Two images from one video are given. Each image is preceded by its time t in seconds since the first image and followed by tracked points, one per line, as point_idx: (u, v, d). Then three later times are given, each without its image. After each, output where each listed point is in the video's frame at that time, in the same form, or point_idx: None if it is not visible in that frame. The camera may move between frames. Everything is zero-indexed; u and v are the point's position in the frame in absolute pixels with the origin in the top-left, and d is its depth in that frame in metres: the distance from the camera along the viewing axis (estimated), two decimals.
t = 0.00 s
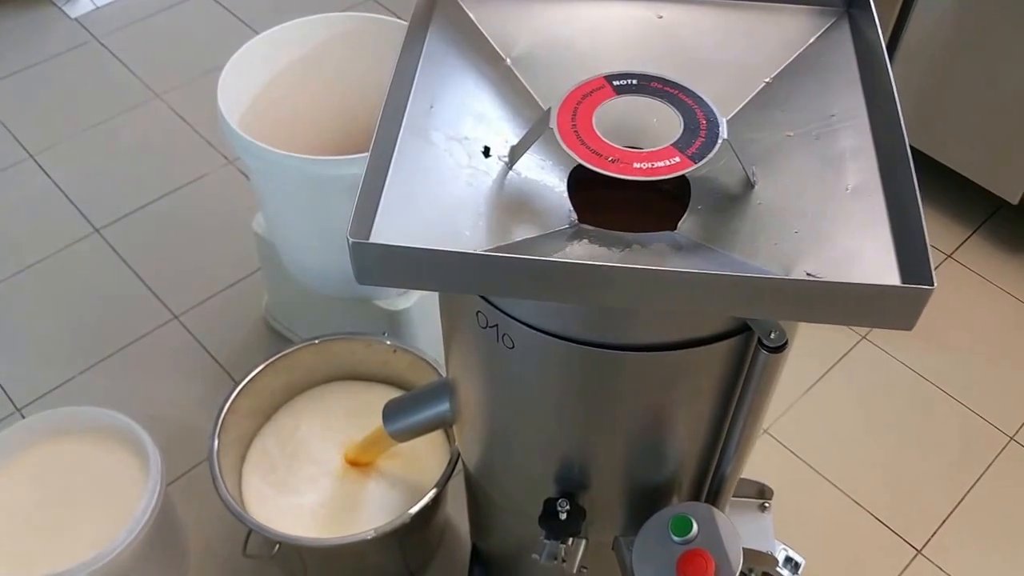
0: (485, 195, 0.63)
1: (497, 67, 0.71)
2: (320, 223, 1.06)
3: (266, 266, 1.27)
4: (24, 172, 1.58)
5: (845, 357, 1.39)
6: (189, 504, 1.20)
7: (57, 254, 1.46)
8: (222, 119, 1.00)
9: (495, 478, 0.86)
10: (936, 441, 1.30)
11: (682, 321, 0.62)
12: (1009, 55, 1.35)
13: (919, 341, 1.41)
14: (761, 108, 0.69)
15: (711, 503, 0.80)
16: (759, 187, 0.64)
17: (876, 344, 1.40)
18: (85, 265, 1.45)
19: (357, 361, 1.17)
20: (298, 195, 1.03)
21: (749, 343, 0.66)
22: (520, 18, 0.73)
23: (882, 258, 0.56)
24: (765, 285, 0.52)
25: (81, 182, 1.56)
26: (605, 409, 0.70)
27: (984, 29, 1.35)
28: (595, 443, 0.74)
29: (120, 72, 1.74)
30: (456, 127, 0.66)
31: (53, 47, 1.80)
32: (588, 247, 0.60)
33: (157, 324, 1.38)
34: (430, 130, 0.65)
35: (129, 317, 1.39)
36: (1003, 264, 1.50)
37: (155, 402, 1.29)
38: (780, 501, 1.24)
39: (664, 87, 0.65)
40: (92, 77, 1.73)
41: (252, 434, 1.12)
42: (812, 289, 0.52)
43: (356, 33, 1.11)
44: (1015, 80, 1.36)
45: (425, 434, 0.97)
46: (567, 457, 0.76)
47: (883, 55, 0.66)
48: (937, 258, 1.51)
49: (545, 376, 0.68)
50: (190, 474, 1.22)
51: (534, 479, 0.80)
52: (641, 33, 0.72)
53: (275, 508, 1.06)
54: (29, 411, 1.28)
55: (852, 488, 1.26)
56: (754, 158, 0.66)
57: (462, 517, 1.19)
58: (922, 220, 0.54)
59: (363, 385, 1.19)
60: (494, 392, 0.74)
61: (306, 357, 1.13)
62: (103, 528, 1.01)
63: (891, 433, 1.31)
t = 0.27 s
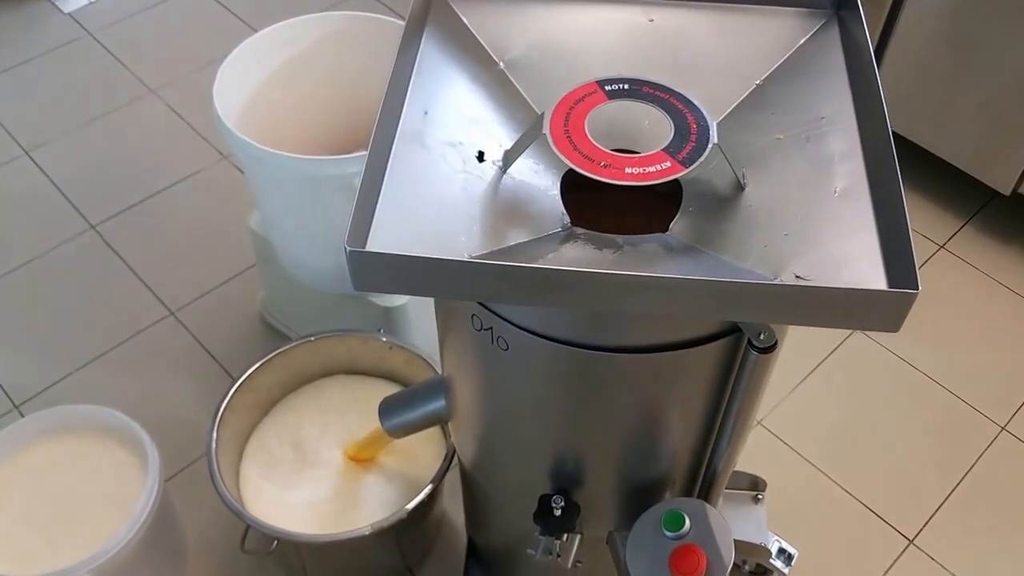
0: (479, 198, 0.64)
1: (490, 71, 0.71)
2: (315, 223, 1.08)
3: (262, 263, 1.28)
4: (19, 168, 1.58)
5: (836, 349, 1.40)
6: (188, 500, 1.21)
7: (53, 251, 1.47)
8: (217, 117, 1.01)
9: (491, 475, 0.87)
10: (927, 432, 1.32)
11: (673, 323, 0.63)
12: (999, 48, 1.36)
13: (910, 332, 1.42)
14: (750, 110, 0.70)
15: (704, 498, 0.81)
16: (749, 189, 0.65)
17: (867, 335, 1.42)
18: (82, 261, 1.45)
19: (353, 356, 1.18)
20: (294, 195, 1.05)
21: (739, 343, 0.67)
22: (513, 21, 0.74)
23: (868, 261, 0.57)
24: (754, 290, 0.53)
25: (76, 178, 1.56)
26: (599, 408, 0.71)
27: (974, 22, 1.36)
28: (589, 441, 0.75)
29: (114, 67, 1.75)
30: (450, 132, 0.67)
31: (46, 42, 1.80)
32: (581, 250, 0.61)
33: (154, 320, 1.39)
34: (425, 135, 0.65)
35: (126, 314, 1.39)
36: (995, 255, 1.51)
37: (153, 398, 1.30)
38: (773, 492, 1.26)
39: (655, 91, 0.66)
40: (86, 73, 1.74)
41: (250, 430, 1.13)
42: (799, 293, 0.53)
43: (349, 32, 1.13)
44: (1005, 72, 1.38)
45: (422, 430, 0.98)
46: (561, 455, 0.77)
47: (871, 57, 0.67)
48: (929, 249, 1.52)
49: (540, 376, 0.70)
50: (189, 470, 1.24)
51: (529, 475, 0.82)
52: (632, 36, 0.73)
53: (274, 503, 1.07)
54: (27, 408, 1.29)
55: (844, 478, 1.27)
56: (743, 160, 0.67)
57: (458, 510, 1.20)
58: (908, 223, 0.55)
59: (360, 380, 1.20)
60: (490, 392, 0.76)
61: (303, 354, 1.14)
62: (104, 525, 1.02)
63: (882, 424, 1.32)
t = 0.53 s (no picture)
0: (475, 202, 0.65)
1: (484, 76, 0.72)
2: (311, 222, 1.09)
3: (259, 262, 1.29)
4: (15, 167, 1.58)
5: (828, 344, 1.41)
6: (186, 498, 1.22)
7: (49, 250, 1.47)
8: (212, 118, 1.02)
9: (486, 473, 0.88)
10: (918, 428, 1.33)
11: (665, 325, 0.64)
12: (989, 47, 1.37)
13: (901, 328, 1.43)
14: (741, 114, 0.71)
15: (696, 496, 0.82)
16: (739, 193, 0.66)
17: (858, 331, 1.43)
18: (77, 260, 1.46)
19: (349, 355, 1.19)
20: (290, 197, 1.06)
21: (730, 345, 0.68)
22: (507, 25, 0.75)
23: (857, 263, 0.58)
24: (745, 294, 0.54)
25: (71, 177, 1.57)
26: (594, 408, 0.72)
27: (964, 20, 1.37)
28: (584, 441, 0.76)
29: (107, 66, 1.75)
30: (444, 136, 0.68)
31: (39, 41, 1.80)
32: (575, 251, 0.62)
33: (150, 319, 1.39)
34: (419, 140, 0.66)
35: (122, 313, 1.40)
36: (985, 251, 1.53)
37: (150, 397, 1.31)
38: (765, 488, 1.27)
39: (646, 96, 0.67)
40: (79, 71, 1.74)
41: (247, 429, 1.14)
42: (789, 298, 0.54)
43: (344, 32, 1.14)
44: (994, 71, 1.39)
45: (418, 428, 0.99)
46: (556, 454, 0.78)
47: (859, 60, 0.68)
48: (920, 246, 1.53)
49: (535, 377, 0.71)
50: (187, 468, 1.24)
51: (524, 474, 0.83)
52: (624, 42, 0.74)
53: (271, 501, 1.08)
54: (25, 408, 1.30)
55: (836, 474, 1.28)
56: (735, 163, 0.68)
57: (454, 507, 1.21)
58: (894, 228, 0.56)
59: (356, 377, 1.21)
60: (485, 392, 0.77)
61: (299, 353, 1.15)
62: (104, 524, 1.03)
63: (874, 420, 1.34)
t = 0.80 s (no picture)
0: (471, 209, 0.66)
1: (479, 83, 0.73)
2: (307, 224, 1.10)
3: (255, 263, 1.30)
4: (10, 168, 1.58)
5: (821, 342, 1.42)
6: (185, 498, 1.23)
7: (45, 251, 1.48)
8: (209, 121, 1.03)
9: (483, 473, 0.89)
10: (910, 425, 1.34)
11: (658, 330, 0.65)
12: (979, 47, 1.38)
13: (893, 326, 1.44)
14: (732, 120, 0.71)
15: (690, 497, 0.84)
16: (731, 198, 0.67)
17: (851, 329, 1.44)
18: (73, 261, 1.46)
19: (345, 355, 1.19)
20: (286, 199, 1.06)
21: (722, 350, 0.69)
22: (501, 31, 0.75)
23: (847, 269, 0.59)
24: (738, 302, 0.55)
25: (66, 178, 1.57)
26: (589, 411, 0.73)
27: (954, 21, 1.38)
28: (579, 443, 0.77)
29: (101, 65, 1.75)
30: (441, 142, 0.68)
31: (33, 40, 1.80)
32: (570, 257, 0.63)
33: (147, 319, 1.40)
34: (415, 147, 0.67)
35: (119, 313, 1.41)
36: (976, 250, 1.54)
37: (148, 398, 1.32)
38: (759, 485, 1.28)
39: (640, 103, 0.68)
40: (74, 71, 1.74)
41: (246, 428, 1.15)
42: (782, 305, 0.55)
43: (339, 33, 1.15)
44: (984, 71, 1.39)
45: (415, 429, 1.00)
46: (552, 455, 0.80)
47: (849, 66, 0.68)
48: (911, 244, 1.54)
49: (532, 381, 0.72)
50: (185, 468, 1.25)
51: (520, 475, 0.84)
52: (617, 49, 0.75)
53: (270, 501, 1.09)
54: (23, 409, 1.30)
55: (828, 471, 1.30)
56: (727, 169, 0.69)
57: (450, 506, 1.22)
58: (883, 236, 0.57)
59: (352, 377, 1.22)
60: (482, 395, 0.78)
61: (297, 354, 1.16)
62: (104, 525, 1.04)
63: (866, 417, 1.35)
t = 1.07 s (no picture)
0: (469, 216, 0.66)
1: (475, 91, 0.74)
2: (306, 229, 1.11)
3: (252, 266, 1.30)
4: (8, 171, 1.59)
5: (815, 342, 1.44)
6: (184, 500, 1.23)
7: (43, 254, 1.48)
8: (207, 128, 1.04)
9: (480, 476, 0.90)
10: (903, 425, 1.35)
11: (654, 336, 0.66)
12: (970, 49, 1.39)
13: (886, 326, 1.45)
14: (726, 127, 0.72)
15: (685, 499, 0.85)
16: (724, 205, 0.68)
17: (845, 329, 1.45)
18: (70, 265, 1.47)
19: (343, 358, 1.20)
20: (284, 204, 1.07)
21: (716, 355, 0.70)
22: (496, 40, 0.76)
23: (839, 276, 0.60)
24: (733, 310, 0.56)
25: (64, 181, 1.58)
26: (586, 415, 0.74)
27: (945, 21, 1.39)
28: (576, 446, 0.78)
29: (97, 68, 1.76)
30: (439, 151, 0.69)
31: (29, 43, 1.80)
32: (566, 263, 0.63)
33: (144, 323, 1.41)
34: (412, 156, 0.68)
35: (117, 316, 1.41)
36: (968, 249, 1.55)
37: (147, 400, 1.32)
38: (754, 485, 1.29)
39: (634, 111, 0.68)
40: (70, 74, 1.74)
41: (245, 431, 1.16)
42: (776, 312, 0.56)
43: (338, 37, 1.16)
44: (975, 72, 1.40)
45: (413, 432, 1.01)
46: (549, 459, 0.80)
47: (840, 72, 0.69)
48: (904, 244, 1.55)
49: (529, 386, 0.73)
50: (183, 470, 1.26)
51: (518, 478, 0.85)
52: (611, 56, 0.75)
53: (269, 503, 1.10)
54: (22, 412, 1.31)
55: (823, 471, 1.31)
56: (721, 175, 0.70)
57: (447, 507, 1.23)
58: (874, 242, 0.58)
59: (349, 379, 1.23)
60: (479, 399, 0.79)
61: (295, 357, 1.17)
62: (105, 529, 1.05)
63: (860, 417, 1.36)
